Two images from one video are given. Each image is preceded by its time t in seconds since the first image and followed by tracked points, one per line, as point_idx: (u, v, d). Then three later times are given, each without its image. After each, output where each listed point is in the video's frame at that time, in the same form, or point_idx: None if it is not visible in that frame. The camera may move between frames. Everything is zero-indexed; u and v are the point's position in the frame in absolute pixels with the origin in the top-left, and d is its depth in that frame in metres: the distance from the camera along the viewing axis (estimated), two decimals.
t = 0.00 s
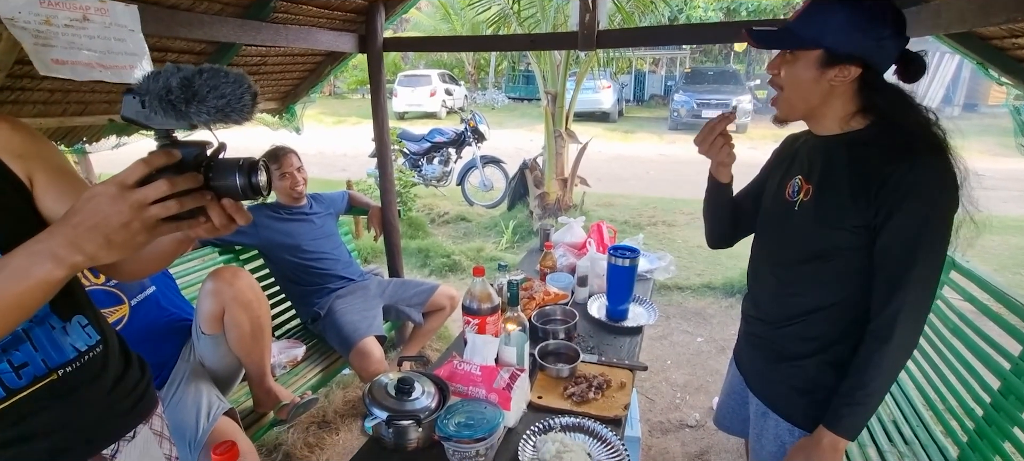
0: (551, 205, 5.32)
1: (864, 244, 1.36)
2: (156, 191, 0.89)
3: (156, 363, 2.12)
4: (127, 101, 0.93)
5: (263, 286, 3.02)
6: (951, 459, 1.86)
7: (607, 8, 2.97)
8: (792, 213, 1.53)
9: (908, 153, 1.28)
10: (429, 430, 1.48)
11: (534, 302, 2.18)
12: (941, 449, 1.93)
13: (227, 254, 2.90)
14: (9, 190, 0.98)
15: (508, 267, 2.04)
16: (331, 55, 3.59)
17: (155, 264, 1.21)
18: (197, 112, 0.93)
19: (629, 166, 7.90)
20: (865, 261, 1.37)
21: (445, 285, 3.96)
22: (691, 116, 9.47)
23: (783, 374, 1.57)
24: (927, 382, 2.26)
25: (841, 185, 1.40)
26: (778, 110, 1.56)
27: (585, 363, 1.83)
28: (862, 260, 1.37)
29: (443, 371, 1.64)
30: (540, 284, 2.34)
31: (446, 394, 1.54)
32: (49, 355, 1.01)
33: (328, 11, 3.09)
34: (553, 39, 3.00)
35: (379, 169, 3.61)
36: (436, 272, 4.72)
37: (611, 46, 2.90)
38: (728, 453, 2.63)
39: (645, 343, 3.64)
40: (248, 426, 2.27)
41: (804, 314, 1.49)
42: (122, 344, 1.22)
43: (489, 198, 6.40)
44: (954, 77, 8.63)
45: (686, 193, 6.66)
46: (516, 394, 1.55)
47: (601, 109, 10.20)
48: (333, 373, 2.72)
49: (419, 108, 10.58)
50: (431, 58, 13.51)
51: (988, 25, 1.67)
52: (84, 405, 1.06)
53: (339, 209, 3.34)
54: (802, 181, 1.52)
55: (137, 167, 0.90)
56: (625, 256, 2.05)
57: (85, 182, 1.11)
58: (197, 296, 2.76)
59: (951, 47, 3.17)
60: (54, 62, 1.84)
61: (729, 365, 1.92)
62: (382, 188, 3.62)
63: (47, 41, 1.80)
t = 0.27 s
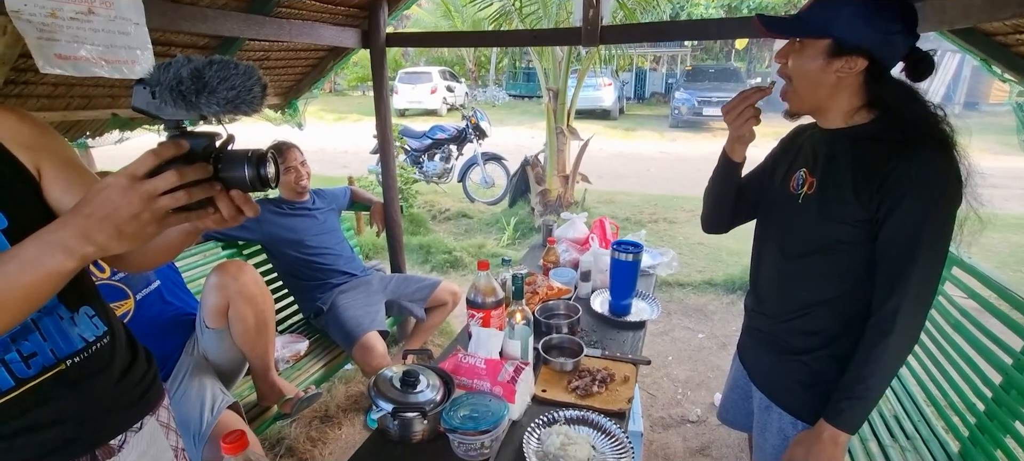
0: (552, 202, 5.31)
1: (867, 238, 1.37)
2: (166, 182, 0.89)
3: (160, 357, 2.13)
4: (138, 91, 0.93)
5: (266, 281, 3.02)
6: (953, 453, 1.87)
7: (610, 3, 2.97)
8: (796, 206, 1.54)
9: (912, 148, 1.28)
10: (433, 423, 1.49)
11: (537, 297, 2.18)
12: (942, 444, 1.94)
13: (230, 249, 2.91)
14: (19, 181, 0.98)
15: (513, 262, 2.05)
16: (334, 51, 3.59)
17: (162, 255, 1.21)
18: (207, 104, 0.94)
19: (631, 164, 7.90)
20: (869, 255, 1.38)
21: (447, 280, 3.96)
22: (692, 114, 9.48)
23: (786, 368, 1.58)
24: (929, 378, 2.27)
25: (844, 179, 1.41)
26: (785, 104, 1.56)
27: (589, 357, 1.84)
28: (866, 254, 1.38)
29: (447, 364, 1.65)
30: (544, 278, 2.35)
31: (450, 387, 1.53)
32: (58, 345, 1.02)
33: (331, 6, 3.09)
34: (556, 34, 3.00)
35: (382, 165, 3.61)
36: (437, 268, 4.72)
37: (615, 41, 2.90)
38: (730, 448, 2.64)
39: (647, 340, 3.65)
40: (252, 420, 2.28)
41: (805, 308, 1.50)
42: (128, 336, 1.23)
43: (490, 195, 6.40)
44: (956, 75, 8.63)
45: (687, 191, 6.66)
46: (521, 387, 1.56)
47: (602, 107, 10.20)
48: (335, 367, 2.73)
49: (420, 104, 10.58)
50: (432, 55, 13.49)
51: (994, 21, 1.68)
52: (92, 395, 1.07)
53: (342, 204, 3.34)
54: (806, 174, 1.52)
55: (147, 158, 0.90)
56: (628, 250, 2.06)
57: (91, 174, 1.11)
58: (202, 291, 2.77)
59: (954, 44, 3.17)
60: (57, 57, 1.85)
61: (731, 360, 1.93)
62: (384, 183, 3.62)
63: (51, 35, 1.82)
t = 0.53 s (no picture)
0: (550, 199, 5.31)
1: (863, 236, 1.38)
2: (160, 176, 0.90)
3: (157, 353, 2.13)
4: (132, 86, 0.94)
5: (264, 278, 3.03)
6: (947, 450, 1.88)
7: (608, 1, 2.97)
8: (791, 203, 1.54)
9: (908, 147, 1.29)
10: (429, 419, 1.50)
11: (534, 294, 2.19)
12: (935, 441, 1.95)
13: (227, 246, 2.92)
14: (15, 177, 0.99)
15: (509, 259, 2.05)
16: (332, 47, 3.59)
17: (158, 251, 1.22)
18: (201, 98, 0.94)
19: (629, 161, 7.90)
20: (864, 253, 1.39)
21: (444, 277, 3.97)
22: (691, 111, 9.48)
23: (780, 366, 1.59)
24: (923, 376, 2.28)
25: (841, 177, 1.41)
26: (782, 102, 1.56)
27: (584, 354, 1.85)
28: (862, 251, 1.39)
29: (443, 361, 1.66)
30: (540, 276, 2.36)
31: (445, 383, 1.55)
32: (55, 340, 1.02)
33: (329, 2, 3.09)
34: (554, 31, 3.00)
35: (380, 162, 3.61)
36: (435, 265, 4.73)
37: (612, 39, 2.90)
38: (725, 446, 2.66)
39: (644, 337, 3.66)
40: (249, 416, 2.29)
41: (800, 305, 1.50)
42: (125, 331, 1.23)
43: (488, 192, 6.41)
44: (955, 74, 8.63)
45: (685, 188, 6.67)
46: (516, 384, 1.56)
47: (601, 104, 10.19)
48: (333, 364, 2.74)
49: (418, 101, 10.56)
50: (431, 51, 13.47)
51: (990, 20, 1.68)
52: (89, 391, 1.07)
53: (339, 201, 3.34)
54: (801, 171, 1.53)
55: (141, 152, 0.90)
56: (624, 248, 2.06)
57: (88, 169, 1.12)
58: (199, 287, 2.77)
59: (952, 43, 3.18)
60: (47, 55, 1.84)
61: (726, 358, 1.93)
62: (382, 180, 3.62)
63: (44, 33, 1.81)
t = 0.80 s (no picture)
0: (551, 197, 5.31)
1: (866, 233, 1.38)
2: (167, 169, 0.90)
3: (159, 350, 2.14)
4: (136, 80, 0.94)
5: (265, 275, 3.03)
6: (947, 447, 1.88)
7: None
8: (794, 199, 1.55)
9: (913, 142, 1.29)
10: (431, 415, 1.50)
11: (535, 291, 2.19)
12: (936, 438, 1.96)
13: (229, 243, 2.92)
14: (20, 173, 0.99)
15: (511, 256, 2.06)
16: (333, 44, 3.58)
17: (163, 246, 1.22)
18: (206, 91, 0.94)
19: (630, 159, 7.90)
20: (867, 249, 1.39)
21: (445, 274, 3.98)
22: (692, 109, 9.48)
23: (783, 363, 1.59)
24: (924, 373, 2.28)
25: (845, 172, 1.41)
26: (785, 98, 1.56)
27: (586, 351, 1.85)
28: (865, 248, 1.39)
29: (445, 358, 1.66)
30: (542, 273, 2.36)
31: (448, 380, 1.55)
32: (60, 336, 1.02)
33: None
34: (556, 29, 2.99)
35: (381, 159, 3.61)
36: (436, 262, 4.73)
37: (614, 36, 2.90)
38: (726, 443, 2.66)
39: (645, 334, 3.66)
40: (251, 412, 2.30)
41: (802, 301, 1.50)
42: (129, 327, 1.24)
43: (489, 190, 6.41)
44: (956, 72, 8.62)
45: (686, 186, 6.66)
46: (518, 380, 1.57)
47: (602, 102, 10.18)
48: (338, 360, 2.75)
49: (419, 99, 10.56)
50: (432, 49, 13.46)
51: (993, 17, 1.68)
52: (94, 387, 1.08)
53: (341, 198, 3.34)
54: (805, 167, 1.53)
55: (148, 145, 0.91)
56: (626, 246, 2.06)
57: (92, 165, 1.12)
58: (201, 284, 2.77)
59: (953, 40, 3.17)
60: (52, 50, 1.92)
61: (728, 355, 1.94)
62: (383, 177, 3.62)
63: (48, 28, 1.88)
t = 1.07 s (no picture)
0: (550, 195, 5.30)
1: (864, 230, 1.37)
2: (164, 168, 0.90)
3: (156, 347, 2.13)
4: (131, 77, 0.93)
5: (262, 272, 3.02)
6: (945, 446, 1.88)
7: None
8: (791, 196, 1.55)
9: (912, 140, 1.28)
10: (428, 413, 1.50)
11: (532, 289, 2.19)
12: (934, 437, 1.95)
13: (226, 240, 2.91)
14: (13, 170, 0.98)
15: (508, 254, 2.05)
16: (330, 41, 3.57)
17: (159, 243, 1.22)
18: (201, 90, 0.93)
19: (629, 157, 7.89)
20: (865, 247, 1.38)
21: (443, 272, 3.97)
22: (691, 107, 9.47)
23: (780, 361, 1.59)
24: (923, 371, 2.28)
25: (843, 170, 1.41)
26: (781, 95, 1.55)
27: (583, 349, 1.85)
28: (863, 246, 1.38)
29: (442, 356, 1.66)
30: (539, 271, 2.36)
31: (444, 378, 1.54)
32: (54, 333, 1.02)
33: None
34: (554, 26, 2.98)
35: (378, 156, 3.60)
36: (434, 260, 4.73)
37: (612, 33, 2.89)
38: (724, 441, 2.66)
39: (643, 332, 3.66)
40: (248, 410, 2.29)
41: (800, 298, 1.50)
42: (124, 324, 1.23)
43: (488, 187, 6.40)
44: (956, 70, 8.61)
45: (685, 184, 6.66)
46: (514, 379, 1.56)
47: (601, 99, 10.17)
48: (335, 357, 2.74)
49: (418, 96, 10.54)
50: (431, 46, 13.43)
51: (993, 14, 1.67)
52: (88, 384, 1.07)
53: (338, 196, 3.33)
54: (801, 164, 1.53)
55: (146, 144, 0.90)
56: (623, 243, 2.06)
57: (86, 162, 1.11)
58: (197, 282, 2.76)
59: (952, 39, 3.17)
60: (46, 46, 1.91)
61: (725, 353, 1.93)
62: (381, 175, 3.61)
63: (41, 24, 1.87)
